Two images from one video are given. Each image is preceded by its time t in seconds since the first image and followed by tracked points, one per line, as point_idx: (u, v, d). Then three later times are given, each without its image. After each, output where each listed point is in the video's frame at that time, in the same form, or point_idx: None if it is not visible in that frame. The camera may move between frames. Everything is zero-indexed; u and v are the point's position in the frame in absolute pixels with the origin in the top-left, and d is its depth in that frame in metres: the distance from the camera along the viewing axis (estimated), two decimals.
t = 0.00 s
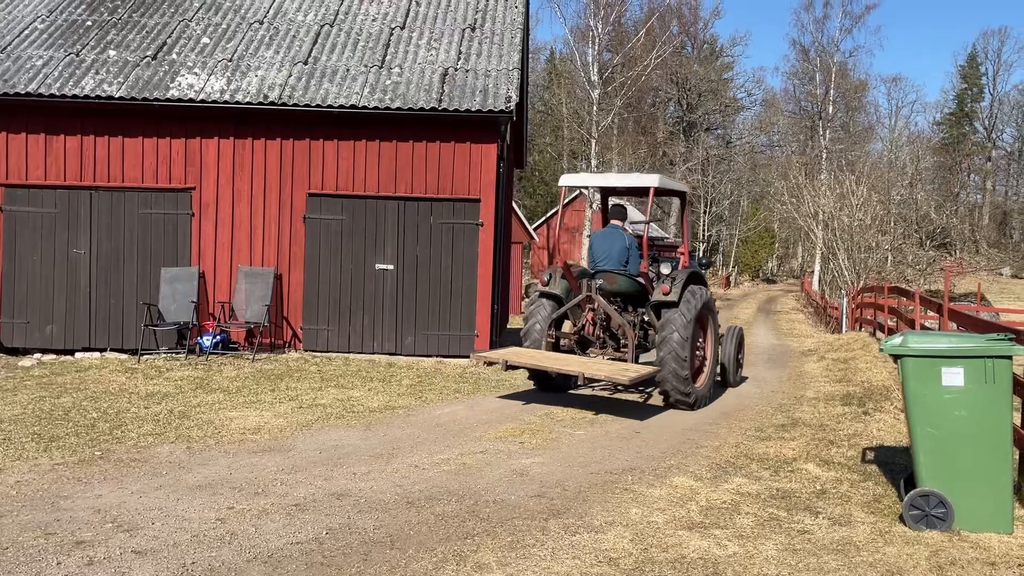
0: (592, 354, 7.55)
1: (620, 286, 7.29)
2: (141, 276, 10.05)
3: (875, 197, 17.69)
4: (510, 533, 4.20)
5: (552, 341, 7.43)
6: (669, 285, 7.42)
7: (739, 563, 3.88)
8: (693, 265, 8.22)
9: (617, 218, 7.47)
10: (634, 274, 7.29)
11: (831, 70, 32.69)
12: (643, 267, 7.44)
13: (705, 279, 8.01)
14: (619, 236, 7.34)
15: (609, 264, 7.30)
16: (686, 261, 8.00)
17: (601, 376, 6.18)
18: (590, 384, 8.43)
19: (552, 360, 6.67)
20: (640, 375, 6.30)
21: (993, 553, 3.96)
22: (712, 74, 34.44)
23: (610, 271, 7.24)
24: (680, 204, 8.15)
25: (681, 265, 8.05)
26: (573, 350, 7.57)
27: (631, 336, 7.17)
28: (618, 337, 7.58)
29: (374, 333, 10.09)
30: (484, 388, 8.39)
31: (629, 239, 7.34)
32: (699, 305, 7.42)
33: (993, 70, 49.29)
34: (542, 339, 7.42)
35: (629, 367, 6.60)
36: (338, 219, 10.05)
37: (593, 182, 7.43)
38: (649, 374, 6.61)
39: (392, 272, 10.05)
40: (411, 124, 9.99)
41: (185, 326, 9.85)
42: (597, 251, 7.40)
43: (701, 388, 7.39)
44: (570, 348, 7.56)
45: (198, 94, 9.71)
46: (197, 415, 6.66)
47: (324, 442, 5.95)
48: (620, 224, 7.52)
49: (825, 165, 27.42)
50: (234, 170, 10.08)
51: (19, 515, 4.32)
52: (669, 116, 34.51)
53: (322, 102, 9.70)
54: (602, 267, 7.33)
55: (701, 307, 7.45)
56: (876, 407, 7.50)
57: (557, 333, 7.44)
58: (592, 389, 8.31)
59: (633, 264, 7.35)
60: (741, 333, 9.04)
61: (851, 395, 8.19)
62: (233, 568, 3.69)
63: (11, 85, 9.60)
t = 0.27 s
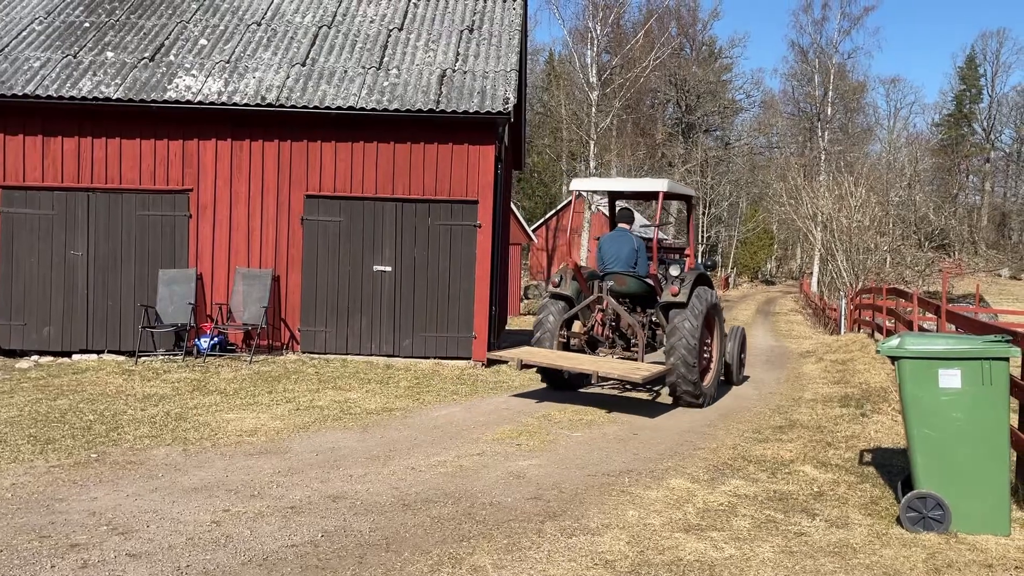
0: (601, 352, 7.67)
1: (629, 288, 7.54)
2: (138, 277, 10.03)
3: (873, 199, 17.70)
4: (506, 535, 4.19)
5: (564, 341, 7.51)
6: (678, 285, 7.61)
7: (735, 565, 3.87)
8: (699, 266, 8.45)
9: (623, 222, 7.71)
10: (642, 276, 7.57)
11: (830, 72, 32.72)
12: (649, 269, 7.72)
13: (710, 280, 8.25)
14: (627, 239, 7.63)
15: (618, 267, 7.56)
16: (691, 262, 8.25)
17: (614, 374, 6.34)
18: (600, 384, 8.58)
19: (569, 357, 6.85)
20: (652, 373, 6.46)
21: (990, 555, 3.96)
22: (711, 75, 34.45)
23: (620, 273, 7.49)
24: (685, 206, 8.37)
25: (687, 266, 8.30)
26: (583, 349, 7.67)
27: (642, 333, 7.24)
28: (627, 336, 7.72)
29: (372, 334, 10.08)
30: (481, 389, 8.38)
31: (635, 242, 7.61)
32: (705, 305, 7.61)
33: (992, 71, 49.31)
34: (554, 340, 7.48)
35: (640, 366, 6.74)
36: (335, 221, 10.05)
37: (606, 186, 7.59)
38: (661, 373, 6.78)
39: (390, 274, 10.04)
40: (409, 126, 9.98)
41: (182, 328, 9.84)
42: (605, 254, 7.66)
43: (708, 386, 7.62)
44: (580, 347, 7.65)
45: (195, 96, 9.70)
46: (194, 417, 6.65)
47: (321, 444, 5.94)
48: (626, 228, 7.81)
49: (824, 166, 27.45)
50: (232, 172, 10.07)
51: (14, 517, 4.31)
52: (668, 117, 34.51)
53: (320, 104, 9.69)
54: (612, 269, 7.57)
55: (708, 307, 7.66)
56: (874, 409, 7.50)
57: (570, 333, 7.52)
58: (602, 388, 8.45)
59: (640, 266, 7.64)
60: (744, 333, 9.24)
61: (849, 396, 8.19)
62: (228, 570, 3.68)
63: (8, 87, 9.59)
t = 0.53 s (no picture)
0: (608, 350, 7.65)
1: (637, 287, 7.53)
2: (133, 278, 10.00)
3: (871, 199, 17.70)
4: (500, 537, 4.17)
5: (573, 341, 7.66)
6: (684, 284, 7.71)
7: (730, 567, 3.85)
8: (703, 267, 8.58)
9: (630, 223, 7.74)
10: (649, 276, 7.56)
11: (827, 72, 32.72)
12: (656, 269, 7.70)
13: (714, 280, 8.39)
14: (634, 240, 7.64)
15: (626, 267, 7.56)
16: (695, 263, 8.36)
17: (629, 371, 6.57)
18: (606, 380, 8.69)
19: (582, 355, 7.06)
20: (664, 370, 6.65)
21: (985, 556, 3.94)
22: (708, 76, 34.44)
23: (628, 273, 7.48)
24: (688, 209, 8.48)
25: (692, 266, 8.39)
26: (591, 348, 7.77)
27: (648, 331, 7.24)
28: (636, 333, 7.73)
29: (368, 335, 10.05)
30: (478, 390, 8.37)
31: (643, 243, 7.62)
32: (710, 305, 7.76)
33: (988, 72, 49.36)
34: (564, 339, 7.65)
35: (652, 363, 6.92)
36: (331, 221, 10.03)
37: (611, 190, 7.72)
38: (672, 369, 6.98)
39: (386, 274, 10.02)
40: (405, 126, 9.96)
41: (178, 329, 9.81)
42: (612, 255, 7.65)
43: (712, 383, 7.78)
44: (587, 346, 7.74)
45: (191, 96, 9.68)
46: (189, 419, 6.63)
47: (315, 445, 5.92)
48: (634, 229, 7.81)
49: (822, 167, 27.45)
50: (227, 172, 10.05)
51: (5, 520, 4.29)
52: (666, 118, 34.49)
53: (315, 104, 9.67)
54: (619, 270, 7.56)
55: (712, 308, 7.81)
56: (871, 409, 7.50)
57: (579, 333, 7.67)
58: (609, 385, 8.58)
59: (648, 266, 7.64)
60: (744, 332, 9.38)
61: (846, 397, 8.19)
62: (219, 573, 3.65)
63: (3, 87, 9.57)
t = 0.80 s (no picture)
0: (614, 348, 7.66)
1: (642, 288, 7.55)
2: (127, 279, 9.94)
3: (866, 199, 17.70)
4: (494, 539, 4.13)
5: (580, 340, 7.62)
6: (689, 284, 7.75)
7: (726, 569, 3.82)
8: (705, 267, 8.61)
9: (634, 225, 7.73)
10: (654, 277, 7.58)
11: (822, 72, 32.73)
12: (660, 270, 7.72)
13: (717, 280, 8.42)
14: (640, 240, 7.62)
15: (632, 268, 7.55)
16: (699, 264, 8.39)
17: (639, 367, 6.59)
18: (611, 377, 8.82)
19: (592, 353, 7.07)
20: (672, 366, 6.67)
21: (982, 558, 3.92)
22: (704, 76, 34.43)
23: (633, 274, 7.49)
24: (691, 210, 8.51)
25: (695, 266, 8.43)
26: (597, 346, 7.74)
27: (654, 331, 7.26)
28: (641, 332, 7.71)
29: (362, 335, 10.01)
30: (473, 391, 8.33)
31: (648, 244, 7.62)
32: (714, 305, 7.80)
33: (983, 72, 49.44)
34: (571, 338, 7.62)
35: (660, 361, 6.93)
36: (325, 221, 9.98)
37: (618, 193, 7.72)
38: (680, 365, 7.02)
39: (380, 275, 9.97)
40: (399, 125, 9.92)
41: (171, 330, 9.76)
42: (618, 256, 7.63)
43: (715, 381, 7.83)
44: (594, 345, 7.69)
45: (183, 95, 9.62)
46: (181, 420, 6.58)
47: (307, 447, 5.87)
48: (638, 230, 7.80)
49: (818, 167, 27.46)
50: (220, 172, 10.00)
51: None
52: (661, 118, 34.46)
53: (309, 103, 9.63)
54: (625, 271, 7.56)
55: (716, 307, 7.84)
56: (867, 409, 7.48)
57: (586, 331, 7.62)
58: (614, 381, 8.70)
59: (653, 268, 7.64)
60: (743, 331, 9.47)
61: (841, 397, 8.18)
62: None
63: None
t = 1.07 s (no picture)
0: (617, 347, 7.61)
1: (645, 287, 7.51)
2: (118, 279, 9.87)
3: (860, 198, 17.70)
4: (488, 542, 4.09)
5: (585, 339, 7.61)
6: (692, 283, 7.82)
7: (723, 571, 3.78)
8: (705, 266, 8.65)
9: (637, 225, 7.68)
10: (658, 276, 7.54)
11: (816, 71, 32.75)
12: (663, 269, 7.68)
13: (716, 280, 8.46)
14: (643, 240, 7.58)
15: (636, 267, 7.49)
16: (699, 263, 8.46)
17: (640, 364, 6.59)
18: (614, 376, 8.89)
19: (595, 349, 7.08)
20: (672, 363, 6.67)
21: (980, 559, 3.89)
22: (697, 75, 34.42)
23: (637, 273, 7.44)
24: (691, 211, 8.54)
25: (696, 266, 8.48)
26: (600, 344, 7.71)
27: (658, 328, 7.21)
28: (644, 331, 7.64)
29: (356, 335, 9.95)
30: (468, 391, 8.28)
31: (652, 244, 7.58)
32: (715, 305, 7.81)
33: (976, 71, 49.59)
34: (577, 337, 7.62)
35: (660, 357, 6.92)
36: (318, 220, 9.91)
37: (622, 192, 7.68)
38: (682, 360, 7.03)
39: (374, 274, 9.92)
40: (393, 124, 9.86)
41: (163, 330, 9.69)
42: (621, 255, 7.59)
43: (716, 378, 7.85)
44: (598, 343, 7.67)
45: (175, 94, 9.55)
46: (172, 421, 6.51)
47: (299, 448, 5.81)
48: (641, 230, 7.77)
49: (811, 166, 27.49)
50: (213, 171, 9.92)
51: None
52: (655, 117, 34.43)
53: (302, 102, 9.56)
54: (628, 270, 7.51)
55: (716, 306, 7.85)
56: (863, 409, 7.46)
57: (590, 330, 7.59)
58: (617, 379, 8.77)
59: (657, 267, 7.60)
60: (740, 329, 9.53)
61: (837, 396, 8.16)
62: None
63: None
